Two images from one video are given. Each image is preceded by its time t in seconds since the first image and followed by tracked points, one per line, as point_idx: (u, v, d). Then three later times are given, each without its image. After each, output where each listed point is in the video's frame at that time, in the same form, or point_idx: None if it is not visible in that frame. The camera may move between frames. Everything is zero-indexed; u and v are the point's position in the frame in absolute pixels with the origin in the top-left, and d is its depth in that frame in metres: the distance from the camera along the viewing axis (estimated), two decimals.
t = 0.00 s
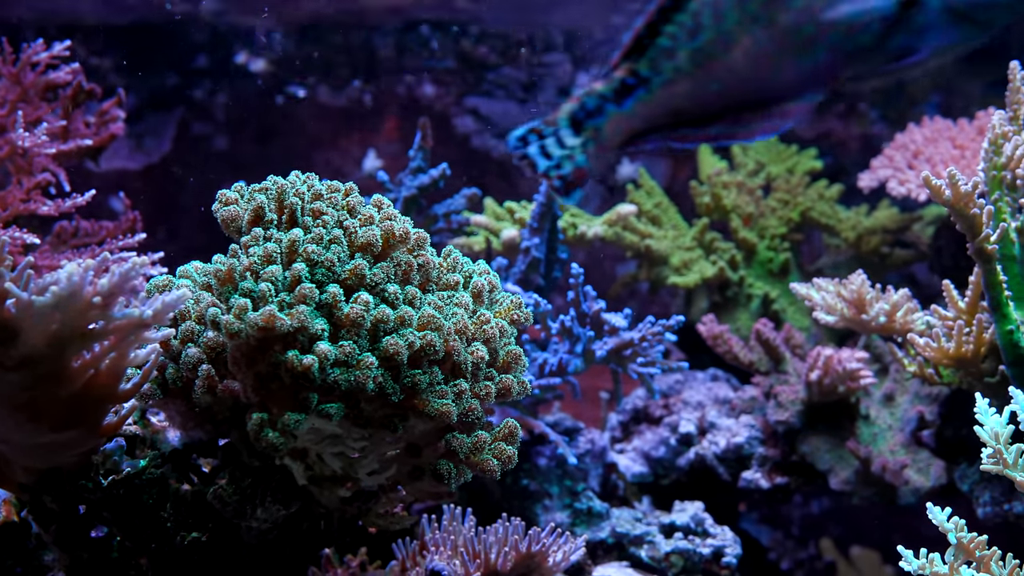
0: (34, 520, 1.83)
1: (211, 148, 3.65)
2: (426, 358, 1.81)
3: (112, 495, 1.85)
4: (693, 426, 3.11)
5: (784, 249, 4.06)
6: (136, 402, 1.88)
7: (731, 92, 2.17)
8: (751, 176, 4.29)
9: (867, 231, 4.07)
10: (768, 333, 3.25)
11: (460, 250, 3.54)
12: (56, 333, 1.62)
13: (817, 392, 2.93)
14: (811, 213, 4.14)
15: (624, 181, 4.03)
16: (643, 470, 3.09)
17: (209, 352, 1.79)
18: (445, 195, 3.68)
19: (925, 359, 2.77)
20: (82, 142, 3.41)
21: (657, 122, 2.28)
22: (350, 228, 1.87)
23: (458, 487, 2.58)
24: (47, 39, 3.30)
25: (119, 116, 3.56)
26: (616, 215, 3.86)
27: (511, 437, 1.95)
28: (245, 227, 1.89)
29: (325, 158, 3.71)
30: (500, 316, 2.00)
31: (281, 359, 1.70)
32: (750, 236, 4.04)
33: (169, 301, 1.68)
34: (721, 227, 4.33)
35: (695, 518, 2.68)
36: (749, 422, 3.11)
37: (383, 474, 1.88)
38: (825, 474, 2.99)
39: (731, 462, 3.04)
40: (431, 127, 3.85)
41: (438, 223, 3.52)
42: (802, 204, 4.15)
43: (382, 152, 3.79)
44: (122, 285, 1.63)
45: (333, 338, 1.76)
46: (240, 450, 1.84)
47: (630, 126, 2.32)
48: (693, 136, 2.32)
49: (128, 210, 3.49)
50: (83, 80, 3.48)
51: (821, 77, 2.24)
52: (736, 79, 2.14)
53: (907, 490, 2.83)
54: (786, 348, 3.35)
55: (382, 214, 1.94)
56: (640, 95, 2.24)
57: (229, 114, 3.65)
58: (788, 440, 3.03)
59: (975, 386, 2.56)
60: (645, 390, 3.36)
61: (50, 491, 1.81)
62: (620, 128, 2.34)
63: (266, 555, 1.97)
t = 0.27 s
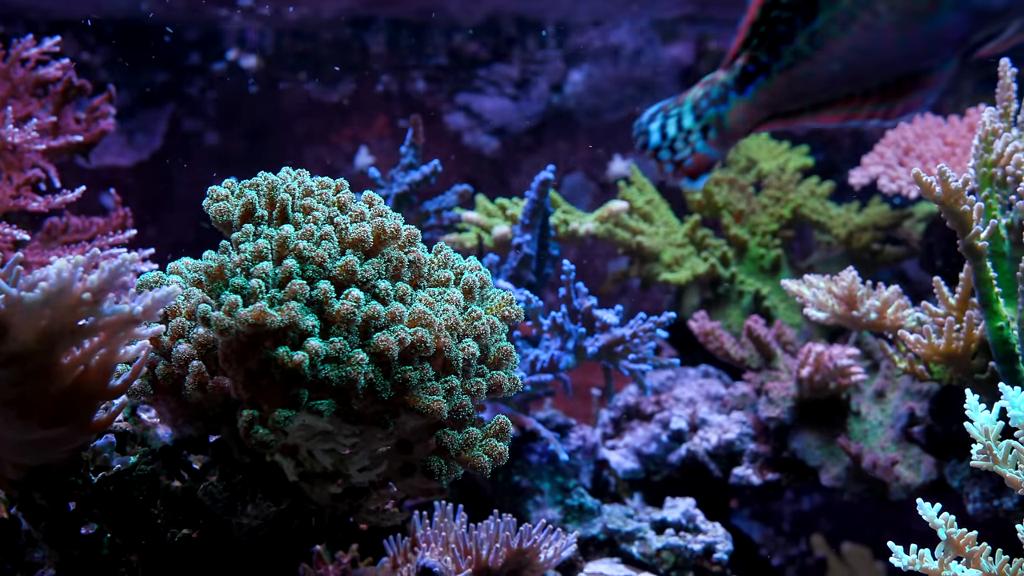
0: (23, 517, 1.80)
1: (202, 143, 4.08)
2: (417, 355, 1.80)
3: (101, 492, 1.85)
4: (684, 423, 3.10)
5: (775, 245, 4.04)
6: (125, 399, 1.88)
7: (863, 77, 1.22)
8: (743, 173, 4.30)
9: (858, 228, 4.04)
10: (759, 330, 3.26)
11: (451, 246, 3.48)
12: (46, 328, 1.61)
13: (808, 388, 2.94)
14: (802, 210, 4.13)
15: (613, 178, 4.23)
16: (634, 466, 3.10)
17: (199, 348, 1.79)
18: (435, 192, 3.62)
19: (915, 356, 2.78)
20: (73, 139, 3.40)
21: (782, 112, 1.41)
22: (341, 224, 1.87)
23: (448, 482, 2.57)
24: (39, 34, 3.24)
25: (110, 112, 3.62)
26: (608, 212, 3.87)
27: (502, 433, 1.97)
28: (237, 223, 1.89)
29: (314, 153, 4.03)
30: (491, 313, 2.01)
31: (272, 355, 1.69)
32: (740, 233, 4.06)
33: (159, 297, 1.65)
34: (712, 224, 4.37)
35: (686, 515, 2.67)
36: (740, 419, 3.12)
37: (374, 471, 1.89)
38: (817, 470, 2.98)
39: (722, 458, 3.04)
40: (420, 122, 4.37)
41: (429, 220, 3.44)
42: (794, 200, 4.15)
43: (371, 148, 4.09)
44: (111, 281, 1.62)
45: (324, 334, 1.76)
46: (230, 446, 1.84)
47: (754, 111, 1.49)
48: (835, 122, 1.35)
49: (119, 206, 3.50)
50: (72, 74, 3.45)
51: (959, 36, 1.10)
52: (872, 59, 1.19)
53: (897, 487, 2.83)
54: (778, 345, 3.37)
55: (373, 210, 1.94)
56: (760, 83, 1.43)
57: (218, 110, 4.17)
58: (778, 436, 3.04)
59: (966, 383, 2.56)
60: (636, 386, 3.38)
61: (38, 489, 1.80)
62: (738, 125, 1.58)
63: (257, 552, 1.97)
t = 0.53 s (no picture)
0: (13, 515, 1.84)
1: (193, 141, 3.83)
2: (408, 351, 1.80)
3: (92, 488, 1.86)
4: (676, 419, 3.09)
5: (766, 242, 4.06)
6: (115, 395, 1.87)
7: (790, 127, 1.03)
8: (734, 169, 4.33)
9: (849, 224, 4.05)
10: (750, 327, 3.26)
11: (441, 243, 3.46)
12: (35, 325, 1.60)
13: (799, 385, 2.93)
14: (794, 206, 4.15)
15: (607, 175, 4.66)
16: (626, 462, 3.09)
17: (191, 344, 1.79)
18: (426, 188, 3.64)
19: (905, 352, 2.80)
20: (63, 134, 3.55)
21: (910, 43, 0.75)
22: (332, 220, 1.87)
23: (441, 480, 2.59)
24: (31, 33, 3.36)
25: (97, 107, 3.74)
26: (598, 208, 3.87)
27: (494, 430, 1.99)
28: (228, 219, 1.89)
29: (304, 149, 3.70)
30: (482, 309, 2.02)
31: (263, 352, 1.69)
32: (732, 229, 4.05)
33: (150, 294, 1.65)
34: (704, 221, 4.39)
35: (678, 511, 2.68)
36: (732, 415, 3.12)
37: (365, 467, 1.87)
38: (807, 466, 3.00)
39: (714, 454, 3.03)
40: (414, 118, 4.39)
41: (420, 216, 3.46)
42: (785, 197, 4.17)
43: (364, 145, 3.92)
44: (101, 277, 1.62)
45: (314, 330, 1.75)
46: (221, 443, 1.84)
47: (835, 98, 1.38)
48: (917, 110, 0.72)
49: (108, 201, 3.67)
50: (61, 71, 3.58)
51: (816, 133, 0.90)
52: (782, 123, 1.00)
53: (888, 482, 2.85)
54: (769, 341, 3.37)
55: (364, 207, 1.94)
56: None
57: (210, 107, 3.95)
58: (769, 432, 3.05)
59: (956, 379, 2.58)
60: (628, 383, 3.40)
61: (27, 485, 1.79)
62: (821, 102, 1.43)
63: (247, 548, 1.97)
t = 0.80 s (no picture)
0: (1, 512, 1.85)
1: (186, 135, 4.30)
2: (399, 348, 1.80)
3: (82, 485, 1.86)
4: (666, 415, 3.18)
5: (757, 238, 4.02)
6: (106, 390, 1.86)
7: None
8: (725, 166, 4.40)
9: (840, 221, 4.04)
10: (741, 323, 3.28)
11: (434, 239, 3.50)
12: (25, 321, 1.59)
13: (790, 381, 2.92)
14: (784, 203, 4.17)
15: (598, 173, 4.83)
16: (617, 459, 3.18)
17: (181, 340, 1.78)
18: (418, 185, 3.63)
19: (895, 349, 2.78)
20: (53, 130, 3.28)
21: None
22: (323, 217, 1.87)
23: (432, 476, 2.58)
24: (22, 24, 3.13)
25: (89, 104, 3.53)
26: (590, 205, 3.86)
27: (484, 426, 2.01)
28: (217, 216, 1.87)
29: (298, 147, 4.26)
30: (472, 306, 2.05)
31: (253, 348, 1.68)
32: (723, 225, 4.04)
33: (139, 291, 1.67)
34: (696, 217, 4.42)
35: (669, 508, 2.71)
36: (722, 412, 3.17)
37: (356, 464, 1.87)
38: (799, 463, 2.96)
39: (704, 450, 3.09)
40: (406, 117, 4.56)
41: (412, 212, 3.44)
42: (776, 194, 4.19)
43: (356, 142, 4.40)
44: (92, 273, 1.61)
45: (305, 327, 1.74)
46: (212, 440, 1.84)
47: None
48: None
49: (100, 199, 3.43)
50: (52, 65, 3.32)
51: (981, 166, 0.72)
52: None
53: (879, 479, 2.80)
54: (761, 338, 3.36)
55: (355, 204, 1.95)
56: None
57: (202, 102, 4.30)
58: (760, 428, 3.06)
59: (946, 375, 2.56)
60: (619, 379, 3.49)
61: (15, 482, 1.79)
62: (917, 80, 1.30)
63: (237, 545, 1.95)
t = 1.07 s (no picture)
0: None
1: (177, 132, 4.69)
2: (390, 344, 1.80)
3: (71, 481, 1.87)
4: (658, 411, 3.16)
5: (748, 235, 4.01)
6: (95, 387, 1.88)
7: None
8: (717, 162, 4.37)
9: (831, 217, 4.04)
10: (733, 319, 3.24)
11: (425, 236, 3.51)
12: (14, 318, 1.59)
13: (782, 377, 2.92)
14: (776, 199, 4.13)
15: (590, 168, 4.82)
16: (609, 455, 3.15)
17: (172, 336, 1.78)
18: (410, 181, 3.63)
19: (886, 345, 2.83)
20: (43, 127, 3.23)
21: None
22: (314, 213, 1.87)
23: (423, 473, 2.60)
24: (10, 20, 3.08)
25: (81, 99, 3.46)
26: (583, 202, 3.84)
27: (475, 423, 2.00)
28: (208, 212, 1.87)
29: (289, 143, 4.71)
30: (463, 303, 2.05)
31: (244, 344, 1.68)
32: (715, 222, 4.02)
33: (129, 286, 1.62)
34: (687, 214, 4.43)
35: (660, 504, 2.70)
36: (714, 408, 3.20)
37: (347, 460, 1.87)
38: (790, 460, 2.95)
39: (696, 446, 3.11)
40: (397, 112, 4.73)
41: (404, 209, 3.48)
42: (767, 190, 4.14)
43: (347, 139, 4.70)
44: (80, 269, 1.62)
45: (296, 323, 1.74)
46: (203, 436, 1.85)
47: None
48: None
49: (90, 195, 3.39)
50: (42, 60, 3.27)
51: None
52: None
53: (869, 474, 2.80)
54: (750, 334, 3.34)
55: (346, 200, 1.94)
56: None
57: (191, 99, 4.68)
58: (751, 425, 3.07)
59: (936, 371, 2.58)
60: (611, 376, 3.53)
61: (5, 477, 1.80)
62: None
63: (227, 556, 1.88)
